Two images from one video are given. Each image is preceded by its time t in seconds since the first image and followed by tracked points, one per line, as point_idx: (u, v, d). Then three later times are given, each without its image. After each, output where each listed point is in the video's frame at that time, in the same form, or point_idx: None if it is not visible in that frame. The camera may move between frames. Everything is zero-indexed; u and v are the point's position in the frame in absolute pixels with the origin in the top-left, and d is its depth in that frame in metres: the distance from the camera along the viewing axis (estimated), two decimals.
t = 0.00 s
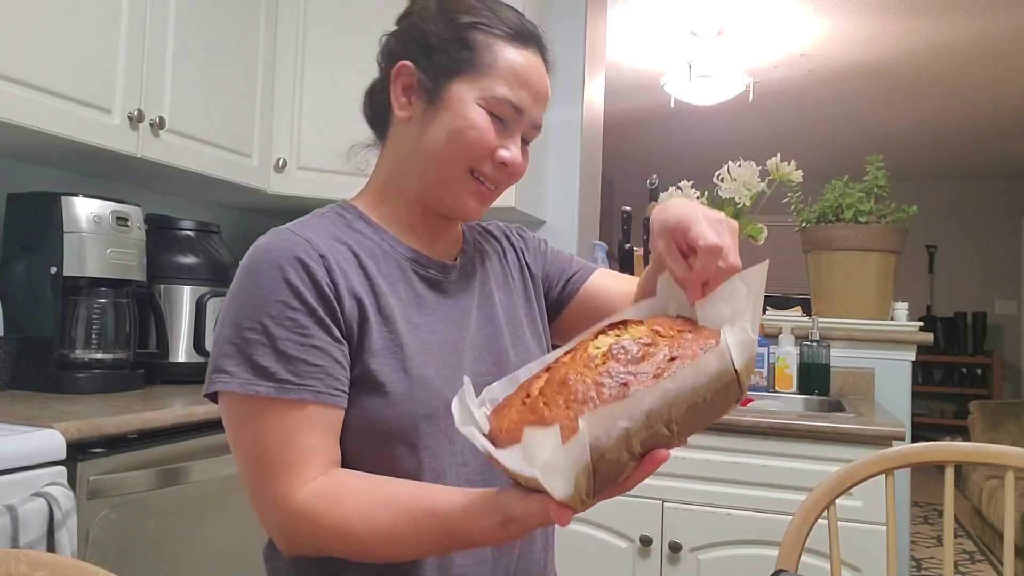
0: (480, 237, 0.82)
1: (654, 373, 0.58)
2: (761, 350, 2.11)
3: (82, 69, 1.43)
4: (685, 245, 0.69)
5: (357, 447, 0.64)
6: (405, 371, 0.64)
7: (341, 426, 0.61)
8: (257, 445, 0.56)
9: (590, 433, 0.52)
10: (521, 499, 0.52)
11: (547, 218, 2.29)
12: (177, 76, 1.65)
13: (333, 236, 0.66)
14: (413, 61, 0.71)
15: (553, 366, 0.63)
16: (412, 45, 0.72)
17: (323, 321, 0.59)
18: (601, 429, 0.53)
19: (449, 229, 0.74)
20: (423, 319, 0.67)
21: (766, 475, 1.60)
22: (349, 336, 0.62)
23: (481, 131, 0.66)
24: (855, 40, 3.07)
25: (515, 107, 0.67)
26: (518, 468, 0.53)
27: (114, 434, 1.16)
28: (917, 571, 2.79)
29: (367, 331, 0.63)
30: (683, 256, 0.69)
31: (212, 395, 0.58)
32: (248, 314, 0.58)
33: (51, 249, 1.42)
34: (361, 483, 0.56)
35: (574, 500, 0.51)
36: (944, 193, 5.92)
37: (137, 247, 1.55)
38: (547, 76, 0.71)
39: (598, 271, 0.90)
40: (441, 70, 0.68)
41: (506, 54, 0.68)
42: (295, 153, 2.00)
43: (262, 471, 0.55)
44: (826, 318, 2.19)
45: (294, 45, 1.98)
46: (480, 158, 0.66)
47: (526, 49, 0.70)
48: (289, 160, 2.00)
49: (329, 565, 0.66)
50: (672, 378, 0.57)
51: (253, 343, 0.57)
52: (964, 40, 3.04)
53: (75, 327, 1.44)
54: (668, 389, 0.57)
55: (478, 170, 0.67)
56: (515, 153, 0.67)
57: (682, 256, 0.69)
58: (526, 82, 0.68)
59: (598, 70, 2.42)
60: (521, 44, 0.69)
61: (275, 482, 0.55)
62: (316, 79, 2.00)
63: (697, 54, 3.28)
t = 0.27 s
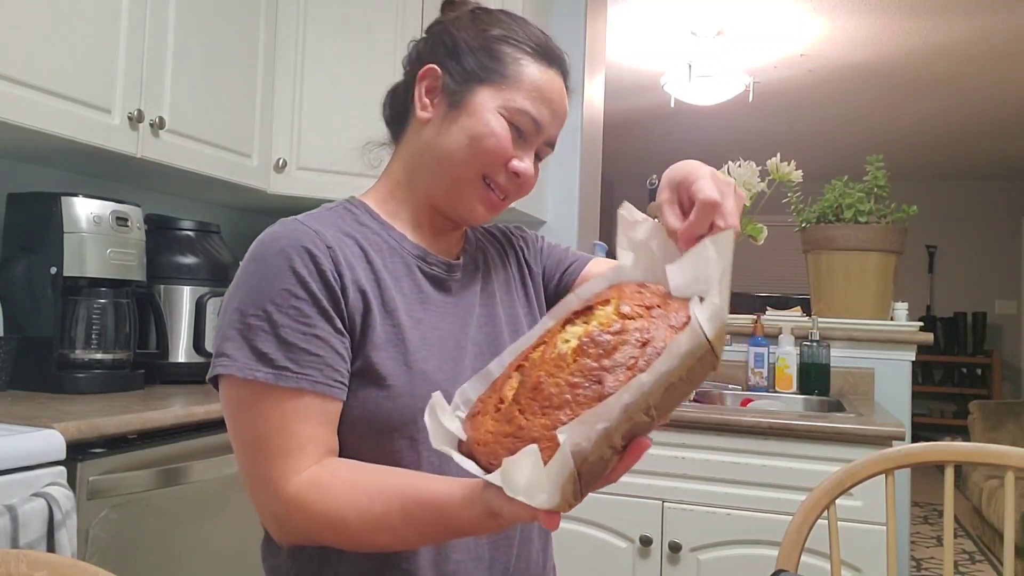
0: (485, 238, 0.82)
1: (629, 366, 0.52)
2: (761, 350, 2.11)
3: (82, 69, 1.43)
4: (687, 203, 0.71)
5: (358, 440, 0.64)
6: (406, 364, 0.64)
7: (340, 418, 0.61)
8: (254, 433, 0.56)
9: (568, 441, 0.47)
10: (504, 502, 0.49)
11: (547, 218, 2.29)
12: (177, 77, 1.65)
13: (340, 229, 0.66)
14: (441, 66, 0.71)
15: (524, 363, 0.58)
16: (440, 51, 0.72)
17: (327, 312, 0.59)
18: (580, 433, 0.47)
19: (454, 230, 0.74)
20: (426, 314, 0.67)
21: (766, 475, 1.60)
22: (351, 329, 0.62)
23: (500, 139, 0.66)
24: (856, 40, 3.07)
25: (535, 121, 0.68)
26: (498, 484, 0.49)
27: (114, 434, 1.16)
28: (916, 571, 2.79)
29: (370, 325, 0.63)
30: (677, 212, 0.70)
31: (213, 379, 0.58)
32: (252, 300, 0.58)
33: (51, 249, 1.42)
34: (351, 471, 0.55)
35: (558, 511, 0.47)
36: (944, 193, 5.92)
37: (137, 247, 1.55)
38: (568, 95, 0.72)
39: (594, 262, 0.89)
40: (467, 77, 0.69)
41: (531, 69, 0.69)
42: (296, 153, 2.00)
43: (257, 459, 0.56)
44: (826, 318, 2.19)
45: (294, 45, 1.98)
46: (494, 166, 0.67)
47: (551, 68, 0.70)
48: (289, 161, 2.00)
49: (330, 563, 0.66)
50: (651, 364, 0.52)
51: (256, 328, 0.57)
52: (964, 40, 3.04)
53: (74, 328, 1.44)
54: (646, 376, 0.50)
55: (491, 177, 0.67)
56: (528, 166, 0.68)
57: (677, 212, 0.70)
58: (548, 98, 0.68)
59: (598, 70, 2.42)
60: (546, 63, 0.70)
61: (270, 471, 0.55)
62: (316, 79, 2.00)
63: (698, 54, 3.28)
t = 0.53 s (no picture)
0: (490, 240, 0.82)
1: (607, 356, 0.53)
2: (761, 351, 2.11)
3: (82, 69, 1.43)
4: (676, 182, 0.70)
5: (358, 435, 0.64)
6: (406, 358, 0.64)
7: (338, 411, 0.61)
8: (251, 422, 0.56)
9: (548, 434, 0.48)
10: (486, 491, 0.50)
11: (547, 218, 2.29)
12: (177, 76, 1.65)
13: (343, 224, 0.66)
14: (451, 70, 0.72)
15: (505, 354, 0.59)
16: (452, 55, 0.73)
17: (326, 307, 0.59)
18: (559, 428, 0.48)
19: (457, 231, 0.74)
20: (427, 312, 0.67)
21: (766, 475, 1.60)
22: (351, 326, 0.62)
23: (505, 143, 0.66)
24: (856, 40, 3.07)
25: (541, 127, 0.68)
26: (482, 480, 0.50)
27: (114, 434, 1.16)
28: (916, 571, 2.79)
29: (370, 321, 0.63)
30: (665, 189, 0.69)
31: (213, 368, 0.58)
32: (253, 291, 0.58)
33: (51, 250, 1.42)
34: (343, 464, 0.55)
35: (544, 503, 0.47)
36: (944, 193, 5.92)
37: (137, 247, 1.55)
38: (575, 105, 0.72)
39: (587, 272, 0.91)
40: (476, 81, 0.69)
41: (540, 77, 0.69)
42: (295, 153, 2.00)
43: (253, 447, 0.56)
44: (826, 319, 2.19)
45: (294, 45, 1.98)
46: (499, 169, 0.67)
47: (559, 77, 0.70)
48: (289, 160, 2.00)
49: (330, 562, 0.66)
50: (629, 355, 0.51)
51: (255, 319, 0.57)
52: (964, 40, 3.04)
53: (74, 328, 1.44)
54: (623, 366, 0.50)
55: (494, 180, 0.67)
56: (532, 172, 0.67)
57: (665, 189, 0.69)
58: (555, 106, 0.68)
59: (598, 70, 2.42)
60: (555, 72, 0.70)
61: (266, 460, 0.55)
62: (316, 79, 2.00)
63: (698, 54, 3.27)
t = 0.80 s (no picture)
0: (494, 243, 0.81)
1: (582, 343, 0.48)
2: (761, 350, 2.11)
3: (82, 69, 1.43)
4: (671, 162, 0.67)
5: (357, 433, 0.63)
6: (405, 355, 0.64)
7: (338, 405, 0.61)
8: (251, 416, 0.56)
9: (519, 425, 0.45)
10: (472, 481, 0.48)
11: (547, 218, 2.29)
12: (176, 76, 1.65)
13: (344, 222, 0.67)
14: (453, 72, 0.72)
15: (482, 339, 0.55)
16: (455, 58, 0.73)
17: (326, 302, 0.59)
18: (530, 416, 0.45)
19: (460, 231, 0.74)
20: (428, 309, 0.67)
21: (766, 475, 1.60)
22: (352, 322, 0.62)
23: (505, 141, 0.66)
24: (856, 40, 3.07)
25: (541, 126, 0.67)
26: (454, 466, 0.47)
27: (114, 434, 1.16)
28: (916, 571, 2.78)
29: (371, 317, 0.63)
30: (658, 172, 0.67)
31: (215, 364, 0.58)
32: (254, 286, 0.58)
33: (51, 250, 1.42)
34: (340, 456, 0.55)
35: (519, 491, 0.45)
36: (944, 194, 5.92)
37: (137, 247, 1.55)
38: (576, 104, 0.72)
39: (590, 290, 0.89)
40: (477, 81, 0.69)
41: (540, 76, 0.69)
42: (295, 153, 2.00)
43: (253, 440, 0.56)
44: (825, 318, 2.20)
45: (293, 45, 1.98)
46: (500, 167, 0.66)
47: (561, 75, 0.70)
48: (289, 160, 2.00)
49: (328, 561, 0.65)
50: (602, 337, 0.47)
51: (256, 314, 0.57)
52: (964, 40, 3.04)
53: (74, 327, 1.44)
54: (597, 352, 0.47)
55: (495, 179, 0.67)
56: (532, 170, 0.67)
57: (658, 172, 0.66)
58: (555, 105, 0.68)
59: (598, 70, 2.43)
60: (556, 71, 0.70)
61: (266, 453, 0.55)
62: (316, 79, 2.00)
63: (697, 54, 3.28)
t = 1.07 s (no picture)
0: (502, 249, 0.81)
1: (499, 317, 0.45)
2: (761, 350, 2.12)
3: (82, 69, 1.43)
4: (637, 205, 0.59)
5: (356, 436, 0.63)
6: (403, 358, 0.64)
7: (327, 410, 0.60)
8: (234, 418, 0.56)
9: (431, 397, 0.42)
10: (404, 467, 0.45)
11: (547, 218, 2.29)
12: (176, 76, 1.65)
13: (340, 228, 0.67)
14: (440, 69, 0.74)
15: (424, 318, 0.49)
16: (440, 56, 0.75)
17: (312, 308, 0.59)
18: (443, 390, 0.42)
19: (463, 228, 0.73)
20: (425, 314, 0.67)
21: (766, 475, 1.60)
22: (341, 328, 0.62)
23: (490, 121, 0.65)
24: (855, 40, 3.07)
25: (527, 104, 0.67)
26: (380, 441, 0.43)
27: (114, 434, 1.16)
28: (916, 570, 2.79)
29: (362, 324, 0.63)
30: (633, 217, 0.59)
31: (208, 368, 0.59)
32: (242, 291, 0.59)
33: (51, 249, 1.42)
34: (315, 461, 0.53)
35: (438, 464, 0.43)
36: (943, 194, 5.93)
37: (137, 247, 1.55)
38: (570, 82, 0.71)
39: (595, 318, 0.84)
40: (463, 73, 0.70)
41: (524, 57, 0.69)
42: (295, 153, 2.00)
43: (236, 439, 0.56)
44: (825, 318, 2.20)
45: (294, 45, 1.98)
46: (490, 150, 0.65)
47: (546, 54, 0.70)
48: (289, 161, 2.00)
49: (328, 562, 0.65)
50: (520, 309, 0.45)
51: (241, 318, 0.58)
52: (964, 40, 3.04)
53: (74, 327, 1.44)
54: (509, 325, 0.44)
55: (487, 162, 0.66)
56: (525, 147, 0.65)
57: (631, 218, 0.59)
58: (542, 82, 0.68)
59: (598, 71, 2.43)
60: (541, 50, 0.70)
61: (246, 454, 0.55)
62: (316, 79, 2.00)
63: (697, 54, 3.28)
